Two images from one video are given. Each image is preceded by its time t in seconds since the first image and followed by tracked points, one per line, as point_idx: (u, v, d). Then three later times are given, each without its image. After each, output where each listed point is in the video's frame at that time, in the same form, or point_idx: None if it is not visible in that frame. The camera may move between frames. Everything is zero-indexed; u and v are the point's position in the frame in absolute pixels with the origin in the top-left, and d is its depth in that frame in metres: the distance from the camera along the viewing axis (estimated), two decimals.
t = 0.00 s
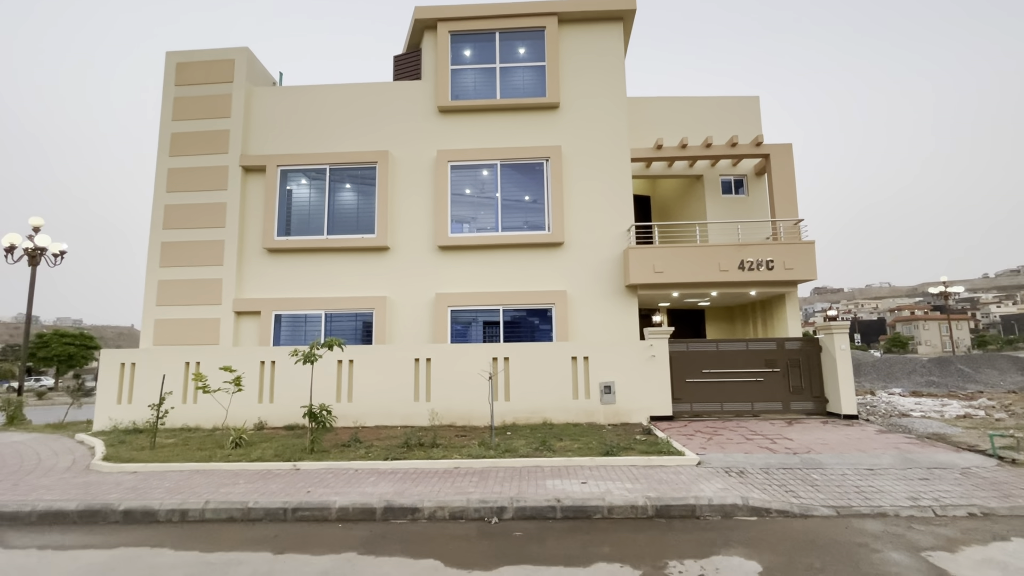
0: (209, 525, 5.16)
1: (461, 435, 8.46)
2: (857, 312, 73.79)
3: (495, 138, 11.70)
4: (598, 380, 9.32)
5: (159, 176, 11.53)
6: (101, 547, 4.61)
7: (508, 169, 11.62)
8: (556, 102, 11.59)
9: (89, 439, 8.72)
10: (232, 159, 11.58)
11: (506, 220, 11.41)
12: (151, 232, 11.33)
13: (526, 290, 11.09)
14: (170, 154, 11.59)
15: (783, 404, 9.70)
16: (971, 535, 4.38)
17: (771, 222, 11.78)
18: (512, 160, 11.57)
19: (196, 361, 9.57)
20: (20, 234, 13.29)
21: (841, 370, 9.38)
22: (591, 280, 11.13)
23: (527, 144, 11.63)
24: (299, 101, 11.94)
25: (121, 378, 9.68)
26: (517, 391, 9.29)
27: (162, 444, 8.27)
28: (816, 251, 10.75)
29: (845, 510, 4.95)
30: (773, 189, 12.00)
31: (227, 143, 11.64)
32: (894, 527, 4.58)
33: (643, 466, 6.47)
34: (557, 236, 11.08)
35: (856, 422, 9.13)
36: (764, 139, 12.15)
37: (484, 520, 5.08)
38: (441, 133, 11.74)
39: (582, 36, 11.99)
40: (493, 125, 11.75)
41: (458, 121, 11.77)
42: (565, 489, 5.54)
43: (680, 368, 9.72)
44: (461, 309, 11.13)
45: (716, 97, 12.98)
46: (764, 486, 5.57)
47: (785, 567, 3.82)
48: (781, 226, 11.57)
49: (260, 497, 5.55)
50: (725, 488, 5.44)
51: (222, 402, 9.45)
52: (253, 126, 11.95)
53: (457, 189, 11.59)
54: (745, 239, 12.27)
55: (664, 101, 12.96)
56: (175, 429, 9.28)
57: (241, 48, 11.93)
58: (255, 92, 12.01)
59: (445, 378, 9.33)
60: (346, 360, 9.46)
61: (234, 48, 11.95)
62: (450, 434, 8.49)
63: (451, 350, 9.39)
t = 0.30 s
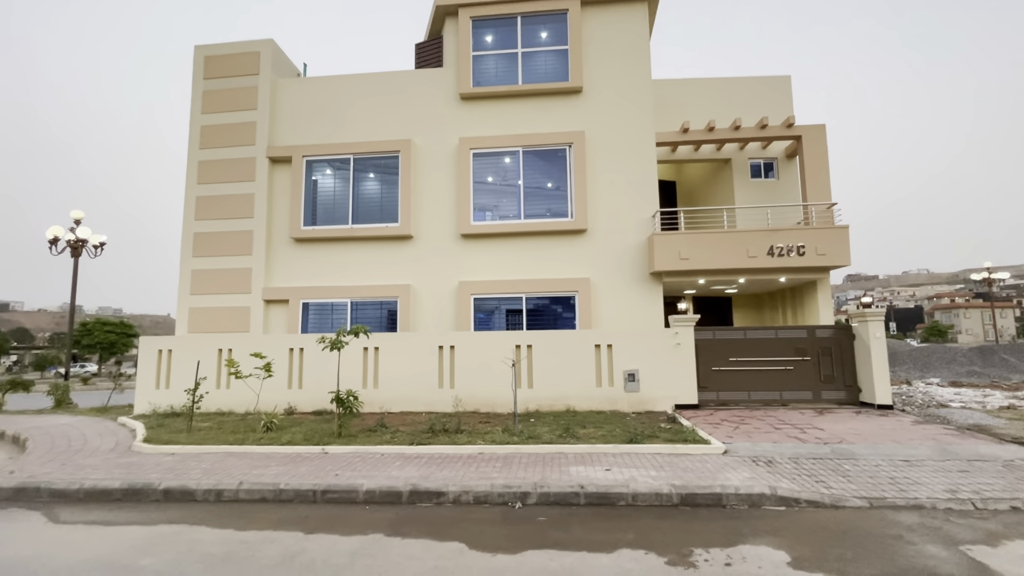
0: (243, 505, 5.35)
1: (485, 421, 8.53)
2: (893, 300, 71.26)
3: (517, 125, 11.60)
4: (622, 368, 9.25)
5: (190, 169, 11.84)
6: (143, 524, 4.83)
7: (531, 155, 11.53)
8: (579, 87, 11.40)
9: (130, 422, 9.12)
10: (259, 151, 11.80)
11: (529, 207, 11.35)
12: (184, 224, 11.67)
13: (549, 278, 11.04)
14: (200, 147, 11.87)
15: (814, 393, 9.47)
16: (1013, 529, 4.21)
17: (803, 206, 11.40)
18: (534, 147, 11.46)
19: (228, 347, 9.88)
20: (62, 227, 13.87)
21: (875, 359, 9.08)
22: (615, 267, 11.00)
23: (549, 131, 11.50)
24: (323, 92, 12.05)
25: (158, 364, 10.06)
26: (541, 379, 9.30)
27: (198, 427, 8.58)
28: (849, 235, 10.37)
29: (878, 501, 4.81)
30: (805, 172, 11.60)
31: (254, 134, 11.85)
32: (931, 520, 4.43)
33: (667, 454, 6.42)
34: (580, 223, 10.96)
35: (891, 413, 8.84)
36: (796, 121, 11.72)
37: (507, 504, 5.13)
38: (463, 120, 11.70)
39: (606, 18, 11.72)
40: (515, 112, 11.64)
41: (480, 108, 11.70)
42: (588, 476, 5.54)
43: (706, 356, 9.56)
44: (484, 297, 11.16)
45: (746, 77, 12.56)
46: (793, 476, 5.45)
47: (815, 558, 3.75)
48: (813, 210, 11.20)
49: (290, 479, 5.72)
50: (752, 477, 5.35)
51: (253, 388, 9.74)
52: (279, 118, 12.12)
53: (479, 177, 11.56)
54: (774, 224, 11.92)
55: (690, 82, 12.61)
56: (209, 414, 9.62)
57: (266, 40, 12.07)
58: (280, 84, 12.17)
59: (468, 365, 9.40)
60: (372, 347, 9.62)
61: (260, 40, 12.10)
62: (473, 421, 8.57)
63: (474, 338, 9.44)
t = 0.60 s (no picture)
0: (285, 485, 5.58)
1: (517, 408, 8.57)
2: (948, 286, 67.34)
3: (547, 110, 11.45)
4: (656, 356, 9.10)
5: (231, 162, 12.25)
6: (194, 500, 5.11)
7: (562, 141, 11.37)
8: (611, 69, 11.13)
9: (181, 405, 9.63)
10: (295, 143, 12.08)
11: (560, 194, 11.23)
12: (227, 216, 12.11)
13: (581, 265, 10.93)
14: (240, 141, 12.27)
15: (859, 383, 9.09)
16: None
17: (849, 188, 10.85)
18: (566, 132, 11.30)
19: (270, 334, 10.25)
20: (116, 220, 14.66)
21: (927, 348, 8.62)
22: (648, 254, 10.79)
23: (580, 115, 11.30)
24: (355, 82, 12.20)
25: (206, 350, 10.56)
26: (573, 366, 9.26)
27: (243, 410, 8.98)
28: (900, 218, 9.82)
29: (928, 496, 4.59)
30: (852, 152, 11.02)
31: (291, 127, 12.15)
32: (987, 517, 4.19)
33: (703, 443, 6.30)
34: (613, 209, 10.78)
35: (944, 404, 8.40)
36: (843, 97, 11.12)
37: (539, 490, 5.15)
38: (494, 107, 11.64)
39: None
40: (546, 97, 11.48)
41: (510, 95, 11.60)
42: (621, 464, 5.50)
43: (744, 345, 9.30)
44: (516, 285, 11.16)
45: (788, 53, 11.98)
46: (836, 468, 5.25)
47: (859, 553, 3.61)
48: (861, 192, 10.64)
49: (329, 461, 5.92)
50: (792, 468, 5.19)
51: (294, 373, 10.10)
52: (314, 110, 12.37)
53: (510, 164, 11.51)
54: (818, 207, 11.41)
55: (729, 61, 12.12)
56: (254, 398, 10.05)
57: (300, 33, 12.29)
58: (314, 77, 12.39)
59: (500, 352, 9.45)
60: (406, 334, 9.80)
61: (294, 33, 12.33)
62: (506, 407, 8.64)
63: (506, 325, 9.47)
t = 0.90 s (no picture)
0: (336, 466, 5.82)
1: (559, 396, 8.56)
2: None
3: (589, 94, 11.22)
4: (703, 345, 8.83)
5: (282, 157, 12.74)
6: (253, 478, 5.41)
7: (604, 126, 11.13)
8: (656, 49, 10.76)
9: (241, 389, 10.20)
10: (342, 137, 12.41)
11: (603, 180, 11.02)
12: (279, 209, 12.63)
13: (624, 252, 10.72)
14: (290, 136, 12.72)
15: (926, 375, 8.51)
16: None
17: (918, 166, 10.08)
18: (609, 117, 11.04)
19: (320, 322, 10.66)
20: (180, 216, 15.58)
21: (1006, 338, 7.94)
22: (695, 240, 10.45)
23: (624, 99, 11.00)
24: (398, 74, 12.37)
25: (262, 337, 11.11)
26: (616, 355, 9.14)
27: (297, 394, 9.42)
28: (977, 197, 9.04)
29: (1005, 497, 4.25)
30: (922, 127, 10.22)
31: (337, 121, 12.48)
32: None
33: (753, 435, 6.08)
34: (657, 194, 10.48)
35: None
36: (911, 68, 10.30)
37: (582, 478, 5.13)
38: (535, 94, 11.51)
39: None
40: (588, 81, 11.25)
41: (551, 80, 11.44)
42: (666, 454, 5.39)
43: (798, 334, 8.88)
44: (557, 273, 11.09)
45: (850, 23, 11.20)
46: (900, 464, 4.95)
47: (925, 553, 3.39)
48: (931, 170, 9.87)
49: (377, 445, 6.12)
50: (850, 463, 4.93)
51: (343, 360, 10.48)
52: (359, 103, 12.65)
53: (551, 151, 11.38)
54: (882, 188, 10.67)
55: (783, 34, 11.46)
56: (306, 382, 10.51)
57: (344, 28, 12.55)
58: (358, 70, 12.65)
59: (542, 340, 9.45)
60: (449, 323, 9.95)
61: (339, 29, 12.61)
62: (548, 395, 8.65)
63: (548, 313, 9.44)
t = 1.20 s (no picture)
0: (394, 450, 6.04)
1: (612, 387, 8.46)
2: None
3: (643, 78, 10.89)
4: (765, 337, 8.43)
5: (340, 153, 13.24)
6: (318, 459, 5.72)
7: (658, 110, 10.77)
8: (714, 27, 10.26)
9: (305, 375, 10.77)
10: (395, 131, 12.73)
11: (656, 166, 10.69)
12: (338, 203, 13.16)
13: (679, 240, 10.38)
14: (347, 132, 13.19)
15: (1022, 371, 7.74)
16: None
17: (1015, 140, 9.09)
18: (663, 100, 10.67)
19: (377, 312, 11.06)
20: (248, 212, 16.57)
21: None
22: (756, 227, 9.96)
23: (679, 80, 10.59)
24: (448, 67, 12.50)
25: (323, 326, 11.67)
26: (670, 346, 8.91)
27: (356, 381, 9.84)
28: None
29: None
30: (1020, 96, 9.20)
31: (390, 116, 12.80)
32: None
33: (820, 431, 5.76)
34: (715, 179, 10.05)
35: None
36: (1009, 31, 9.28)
37: (636, 470, 5.06)
38: (585, 80, 11.30)
39: None
40: (641, 64, 10.91)
41: (602, 65, 11.19)
42: (724, 448, 5.21)
43: (871, 325, 8.29)
44: (609, 262, 10.91)
45: None
46: (989, 466, 4.54)
47: (1019, 563, 3.10)
48: None
49: (432, 431, 6.29)
50: (930, 464, 4.57)
51: (398, 349, 10.84)
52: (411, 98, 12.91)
53: (602, 138, 11.16)
54: (971, 165, 9.72)
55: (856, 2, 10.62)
56: (364, 370, 10.96)
57: (396, 24, 12.80)
58: (410, 65, 12.88)
59: (594, 331, 9.35)
60: (500, 313, 10.04)
61: (391, 25, 12.88)
62: (599, 386, 8.57)
63: (599, 303, 9.32)
